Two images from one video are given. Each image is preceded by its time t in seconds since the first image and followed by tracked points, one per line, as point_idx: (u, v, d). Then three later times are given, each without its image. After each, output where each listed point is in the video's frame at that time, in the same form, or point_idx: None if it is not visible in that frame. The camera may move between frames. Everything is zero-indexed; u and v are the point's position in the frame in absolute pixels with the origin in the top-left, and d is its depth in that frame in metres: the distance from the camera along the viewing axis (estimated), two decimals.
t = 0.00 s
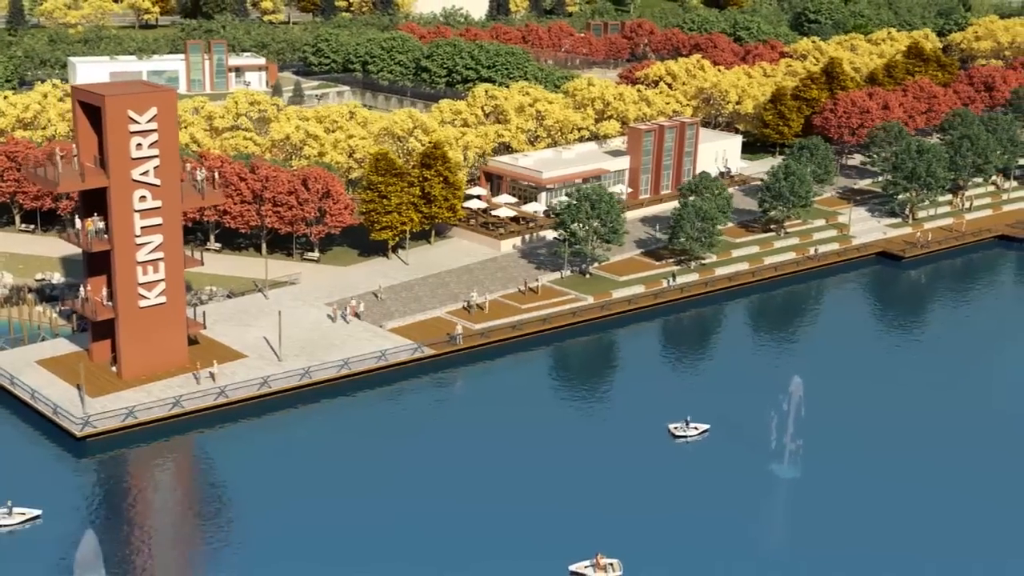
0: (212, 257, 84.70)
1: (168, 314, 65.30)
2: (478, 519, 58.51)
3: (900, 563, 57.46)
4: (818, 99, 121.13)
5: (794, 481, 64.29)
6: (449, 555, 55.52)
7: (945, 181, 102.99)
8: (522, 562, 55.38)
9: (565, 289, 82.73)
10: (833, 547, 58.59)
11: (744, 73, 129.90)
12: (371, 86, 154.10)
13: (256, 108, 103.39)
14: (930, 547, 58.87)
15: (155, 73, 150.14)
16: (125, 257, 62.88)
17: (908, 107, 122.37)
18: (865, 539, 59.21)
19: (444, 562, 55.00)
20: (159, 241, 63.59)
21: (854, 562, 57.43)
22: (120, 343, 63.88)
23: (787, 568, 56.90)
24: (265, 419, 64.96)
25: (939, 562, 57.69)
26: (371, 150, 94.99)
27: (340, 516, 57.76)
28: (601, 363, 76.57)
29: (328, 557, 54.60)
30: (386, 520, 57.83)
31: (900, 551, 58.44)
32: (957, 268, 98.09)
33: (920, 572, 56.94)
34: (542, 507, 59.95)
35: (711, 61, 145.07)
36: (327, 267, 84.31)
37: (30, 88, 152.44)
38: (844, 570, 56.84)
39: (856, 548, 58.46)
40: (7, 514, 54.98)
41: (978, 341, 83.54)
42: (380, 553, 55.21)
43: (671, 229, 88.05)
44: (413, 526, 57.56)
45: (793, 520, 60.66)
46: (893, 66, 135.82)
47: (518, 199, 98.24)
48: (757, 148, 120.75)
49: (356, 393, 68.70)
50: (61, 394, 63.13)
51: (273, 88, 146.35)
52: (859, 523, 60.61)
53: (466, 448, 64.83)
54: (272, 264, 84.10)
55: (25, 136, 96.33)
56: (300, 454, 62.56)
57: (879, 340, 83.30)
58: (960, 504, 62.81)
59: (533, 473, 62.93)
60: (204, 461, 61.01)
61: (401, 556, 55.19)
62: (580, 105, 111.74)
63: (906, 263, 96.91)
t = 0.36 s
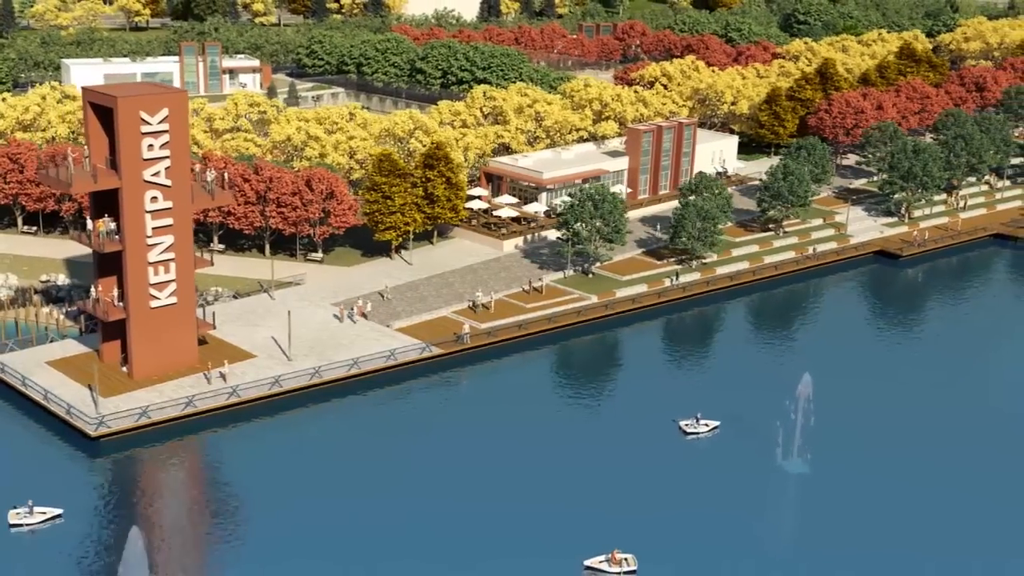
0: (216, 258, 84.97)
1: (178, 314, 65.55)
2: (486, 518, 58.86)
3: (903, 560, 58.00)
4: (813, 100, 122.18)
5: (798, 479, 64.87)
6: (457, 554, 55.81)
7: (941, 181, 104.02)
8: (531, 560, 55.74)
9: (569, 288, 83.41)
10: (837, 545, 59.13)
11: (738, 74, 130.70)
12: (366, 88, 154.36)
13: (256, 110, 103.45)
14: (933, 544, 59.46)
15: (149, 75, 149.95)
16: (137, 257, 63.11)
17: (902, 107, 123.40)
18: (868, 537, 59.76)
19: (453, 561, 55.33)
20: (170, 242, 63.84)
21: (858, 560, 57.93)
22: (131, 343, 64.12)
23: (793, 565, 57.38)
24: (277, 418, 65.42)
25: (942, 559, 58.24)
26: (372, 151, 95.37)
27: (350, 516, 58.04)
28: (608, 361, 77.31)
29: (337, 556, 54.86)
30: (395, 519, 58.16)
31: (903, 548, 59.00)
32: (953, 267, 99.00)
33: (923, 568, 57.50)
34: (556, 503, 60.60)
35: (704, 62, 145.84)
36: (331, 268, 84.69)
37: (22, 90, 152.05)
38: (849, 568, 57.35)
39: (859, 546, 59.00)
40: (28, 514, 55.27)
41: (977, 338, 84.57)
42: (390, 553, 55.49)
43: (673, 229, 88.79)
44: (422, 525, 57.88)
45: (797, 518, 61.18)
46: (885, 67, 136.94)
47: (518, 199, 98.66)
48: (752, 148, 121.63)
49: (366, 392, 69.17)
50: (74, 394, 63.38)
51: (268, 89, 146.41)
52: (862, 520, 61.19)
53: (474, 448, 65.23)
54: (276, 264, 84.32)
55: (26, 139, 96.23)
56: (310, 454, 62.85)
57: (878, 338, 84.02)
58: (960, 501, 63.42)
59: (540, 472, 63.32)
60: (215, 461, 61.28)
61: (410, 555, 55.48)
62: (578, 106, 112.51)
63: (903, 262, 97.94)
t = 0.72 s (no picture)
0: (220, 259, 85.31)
1: (187, 315, 65.81)
2: (503, 512, 59.70)
3: (905, 557, 58.47)
4: (807, 100, 123.04)
5: (801, 478, 65.40)
6: (463, 554, 56.09)
7: (936, 181, 104.99)
8: (538, 559, 56.11)
9: (572, 288, 84.05)
10: (839, 543, 59.61)
11: (733, 75, 131.52)
12: (360, 89, 154.73)
13: (256, 111, 103.74)
14: (934, 541, 59.98)
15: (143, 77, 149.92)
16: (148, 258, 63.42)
17: (895, 107, 124.41)
18: (870, 535, 60.22)
19: (460, 561, 55.60)
20: (181, 242, 64.17)
21: (860, 557, 58.42)
22: (140, 344, 64.39)
23: (796, 563, 57.84)
24: (288, 418, 65.92)
25: (943, 557, 58.70)
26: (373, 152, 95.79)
27: (366, 514, 58.59)
28: (615, 359, 78.05)
29: (345, 557, 55.09)
30: (402, 519, 58.48)
31: (904, 545, 59.48)
32: (949, 266, 99.88)
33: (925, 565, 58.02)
34: (569, 500, 61.28)
35: (698, 63, 146.69)
36: (335, 268, 85.12)
37: (15, 92, 151.88)
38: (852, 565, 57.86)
39: (861, 543, 59.49)
40: (48, 513, 55.70)
41: (976, 335, 85.52)
42: (405, 550, 56.06)
43: (674, 228, 89.47)
44: (429, 525, 58.19)
45: (800, 516, 61.69)
46: (878, 67, 137.96)
47: (518, 199, 99.17)
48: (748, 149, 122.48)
49: (375, 391, 69.72)
50: (85, 394, 63.68)
51: (263, 91, 146.62)
52: (863, 518, 61.69)
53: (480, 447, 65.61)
54: (280, 265, 84.62)
55: (26, 141, 96.27)
56: (318, 456, 63.14)
57: (877, 337, 84.73)
58: (960, 499, 63.94)
59: (546, 472, 63.71)
60: (224, 462, 61.58)
61: (416, 555, 55.73)
62: (576, 107, 113.39)
63: (900, 261, 98.88)
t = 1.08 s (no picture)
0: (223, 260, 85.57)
1: (197, 315, 66.12)
2: (515, 509, 60.19)
3: (911, 550, 59.13)
4: (803, 100, 123.75)
5: (806, 475, 65.92)
6: (473, 552, 56.43)
7: (932, 180, 105.83)
8: (551, 554, 56.66)
9: (576, 288, 84.62)
10: (845, 539, 60.10)
11: (729, 76, 132.24)
12: (355, 91, 155.00)
13: (256, 112, 103.94)
14: (941, 535, 60.63)
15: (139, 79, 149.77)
16: (158, 259, 63.70)
17: (889, 107, 125.29)
18: (874, 530, 60.78)
19: (472, 557, 56.12)
20: (190, 243, 64.45)
21: (867, 553, 58.91)
22: (150, 344, 64.70)
23: (804, 559, 58.34)
24: (298, 417, 66.36)
25: (952, 548, 59.50)
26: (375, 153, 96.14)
27: (380, 511, 59.03)
28: (622, 357, 78.72)
29: (361, 555, 55.47)
30: (413, 517, 58.83)
31: (909, 540, 60.04)
32: (945, 265, 100.68)
33: (931, 558, 58.62)
34: (580, 496, 61.83)
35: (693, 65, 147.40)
36: (339, 268, 85.49)
37: (9, 95, 151.61)
38: (859, 559, 58.40)
39: (866, 539, 60.06)
40: (67, 511, 56.03)
41: (977, 332, 86.34)
42: (420, 546, 56.55)
43: (676, 227, 90.03)
44: (439, 523, 58.55)
45: (807, 512, 62.19)
46: (872, 68, 138.86)
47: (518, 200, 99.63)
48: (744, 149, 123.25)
49: (383, 390, 70.19)
50: (97, 395, 64.13)
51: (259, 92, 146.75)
52: (868, 514, 62.23)
53: (487, 447, 66.00)
54: (283, 266, 84.89)
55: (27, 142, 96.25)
56: (327, 456, 63.44)
57: (877, 335, 85.37)
58: (962, 495, 64.48)
59: (557, 468, 64.28)
60: (236, 463, 61.91)
61: (428, 553, 56.08)
62: (574, 108, 114.01)
63: (898, 259, 99.75)
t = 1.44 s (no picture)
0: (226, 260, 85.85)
1: (206, 315, 66.42)
2: (528, 505, 60.73)
3: (917, 549, 59.29)
4: (799, 100, 123.93)
5: (811, 472, 66.56)
6: (485, 549, 56.83)
7: (928, 180, 106.64)
8: (566, 550, 57.21)
9: (579, 287, 85.22)
10: (852, 534, 60.68)
11: (724, 76, 132.96)
12: (351, 92, 155.29)
13: (255, 114, 104.22)
14: (948, 528, 61.33)
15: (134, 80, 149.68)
16: (167, 259, 64.00)
17: (884, 108, 126.11)
18: (880, 525, 61.39)
19: (482, 557, 56.24)
20: (200, 243, 64.72)
21: (881, 541, 60.00)
22: (159, 344, 64.95)
23: (811, 553, 58.91)
24: (308, 416, 66.88)
25: (956, 544, 59.99)
26: (376, 153, 96.55)
27: (394, 507, 59.54)
28: (629, 356, 79.37)
29: (375, 552, 55.93)
30: (425, 514, 59.24)
31: (915, 534, 60.67)
32: (942, 264, 101.51)
33: (936, 556, 58.84)
34: (592, 492, 62.44)
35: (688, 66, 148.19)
36: (342, 268, 85.90)
37: (4, 97, 151.46)
38: (866, 553, 59.00)
39: (872, 533, 60.67)
40: (83, 510, 56.45)
41: (977, 329, 87.18)
42: (435, 543, 57.03)
43: (677, 227, 90.62)
44: (451, 520, 58.95)
45: (813, 508, 62.84)
46: (866, 68, 139.81)
47: (517, 200, 100.03)
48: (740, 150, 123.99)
49: (391, 389, 70.68)
50: (107, 394, 64.42)
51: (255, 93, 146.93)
52: (874, 509, 62.85)
53: (500, 443, 66.69)
54: (286, 266, 85.19)
55: (28, 144, 96.30)
56: (337, 455, 63.84)
57: (877, 333, 86.09)
58: (966, 490, 65.12)
59: (568, 465, 64.87)
60: (250, 461, 62.36)
61: (441, 550, 56.48)
62: (572, 108, 114.63)
63: (896, 259, 100.60)
